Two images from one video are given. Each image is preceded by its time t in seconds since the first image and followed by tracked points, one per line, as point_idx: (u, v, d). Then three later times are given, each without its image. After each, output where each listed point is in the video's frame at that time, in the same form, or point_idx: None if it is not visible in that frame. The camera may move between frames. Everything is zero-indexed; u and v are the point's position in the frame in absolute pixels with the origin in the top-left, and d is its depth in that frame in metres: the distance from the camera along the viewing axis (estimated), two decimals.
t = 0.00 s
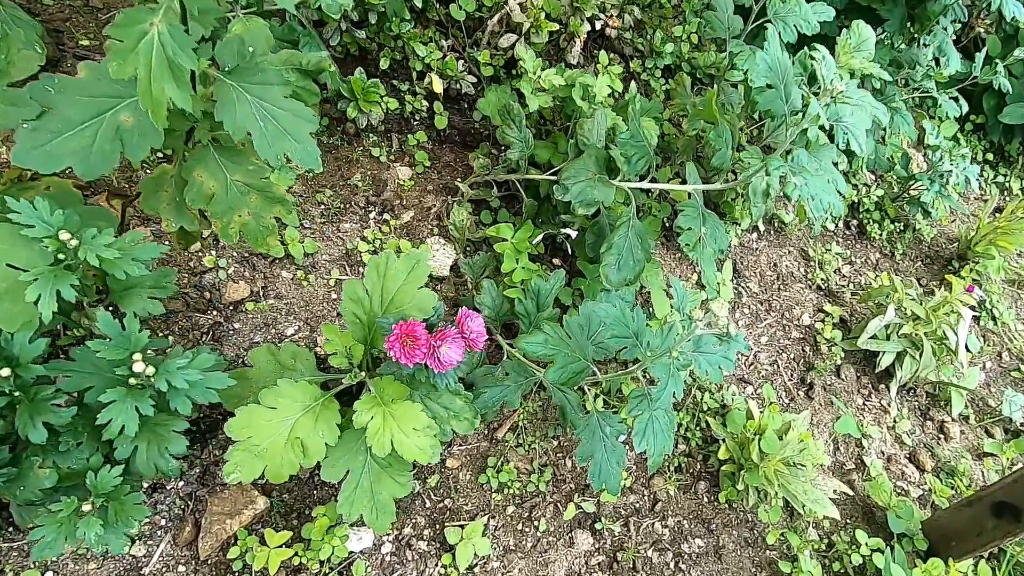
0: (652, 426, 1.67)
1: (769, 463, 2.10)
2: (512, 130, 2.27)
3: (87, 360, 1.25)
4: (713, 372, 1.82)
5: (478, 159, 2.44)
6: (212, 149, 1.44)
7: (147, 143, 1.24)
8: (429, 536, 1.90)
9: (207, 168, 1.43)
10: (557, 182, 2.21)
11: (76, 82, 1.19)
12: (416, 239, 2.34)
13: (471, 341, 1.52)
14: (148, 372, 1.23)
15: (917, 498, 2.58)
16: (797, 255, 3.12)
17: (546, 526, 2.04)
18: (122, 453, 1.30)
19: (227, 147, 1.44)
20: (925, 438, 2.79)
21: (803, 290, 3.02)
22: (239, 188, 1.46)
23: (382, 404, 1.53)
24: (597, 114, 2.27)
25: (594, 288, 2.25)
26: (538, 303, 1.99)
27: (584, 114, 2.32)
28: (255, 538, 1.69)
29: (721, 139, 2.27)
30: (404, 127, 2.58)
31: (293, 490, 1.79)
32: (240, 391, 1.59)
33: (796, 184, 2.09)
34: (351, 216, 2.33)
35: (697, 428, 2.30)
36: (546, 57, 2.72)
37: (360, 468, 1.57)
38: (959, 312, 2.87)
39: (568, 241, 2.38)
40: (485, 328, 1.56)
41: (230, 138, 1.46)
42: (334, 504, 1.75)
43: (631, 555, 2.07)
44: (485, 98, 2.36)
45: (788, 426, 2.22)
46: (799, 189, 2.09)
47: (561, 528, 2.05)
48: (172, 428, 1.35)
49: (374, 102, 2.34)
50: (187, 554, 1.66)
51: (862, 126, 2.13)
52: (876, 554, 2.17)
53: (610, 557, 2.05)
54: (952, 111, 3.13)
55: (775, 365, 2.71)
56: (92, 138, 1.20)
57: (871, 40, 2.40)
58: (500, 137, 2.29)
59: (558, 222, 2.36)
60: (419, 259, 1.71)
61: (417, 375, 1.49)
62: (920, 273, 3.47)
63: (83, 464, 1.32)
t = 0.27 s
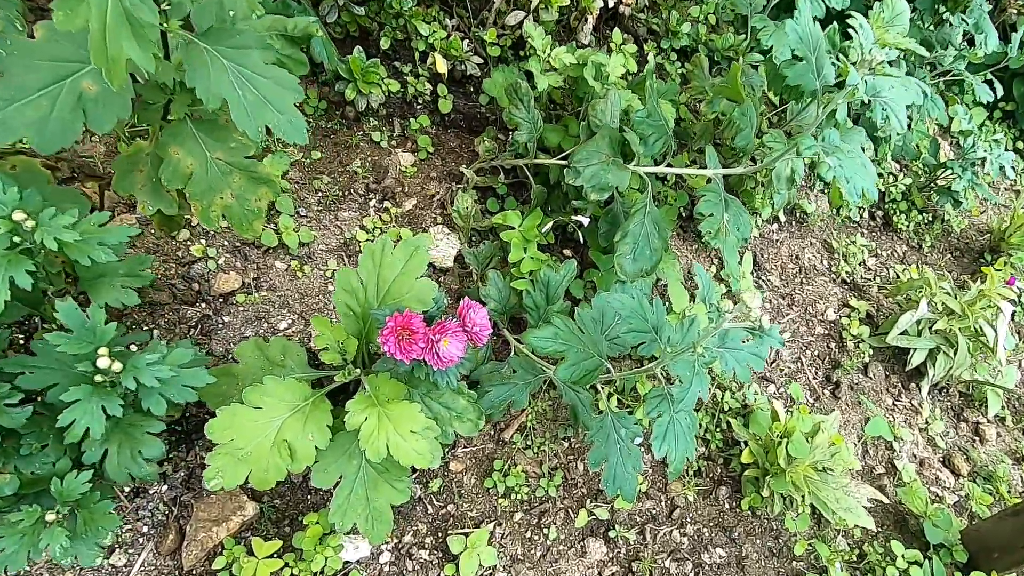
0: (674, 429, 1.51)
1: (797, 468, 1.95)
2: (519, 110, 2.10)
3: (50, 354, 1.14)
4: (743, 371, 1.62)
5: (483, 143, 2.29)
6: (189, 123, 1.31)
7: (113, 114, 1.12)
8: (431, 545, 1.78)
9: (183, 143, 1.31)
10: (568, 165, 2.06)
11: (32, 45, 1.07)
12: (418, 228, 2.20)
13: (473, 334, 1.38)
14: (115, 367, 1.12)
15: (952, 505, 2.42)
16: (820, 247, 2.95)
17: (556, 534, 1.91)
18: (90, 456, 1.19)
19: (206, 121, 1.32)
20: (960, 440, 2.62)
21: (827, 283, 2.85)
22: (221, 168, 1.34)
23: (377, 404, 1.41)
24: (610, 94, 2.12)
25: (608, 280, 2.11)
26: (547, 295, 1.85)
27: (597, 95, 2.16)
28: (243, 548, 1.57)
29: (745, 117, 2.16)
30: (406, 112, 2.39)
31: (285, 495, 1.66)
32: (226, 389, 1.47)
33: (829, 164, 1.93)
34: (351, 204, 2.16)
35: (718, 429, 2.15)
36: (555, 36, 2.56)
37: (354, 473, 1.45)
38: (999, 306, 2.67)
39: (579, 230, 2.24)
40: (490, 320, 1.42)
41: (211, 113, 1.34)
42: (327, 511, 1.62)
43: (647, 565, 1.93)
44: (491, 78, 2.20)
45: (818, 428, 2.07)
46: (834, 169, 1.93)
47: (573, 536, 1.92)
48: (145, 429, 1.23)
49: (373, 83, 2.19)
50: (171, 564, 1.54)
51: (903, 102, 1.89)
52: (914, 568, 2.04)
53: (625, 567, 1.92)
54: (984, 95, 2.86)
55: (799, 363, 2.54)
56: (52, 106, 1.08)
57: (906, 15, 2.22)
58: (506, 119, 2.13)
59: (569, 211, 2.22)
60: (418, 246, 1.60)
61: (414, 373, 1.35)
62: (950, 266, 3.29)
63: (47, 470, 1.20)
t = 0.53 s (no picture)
0: (700, 437, 1.41)
1: (828, 475, 1.85)
2: (530, 95, 1.99)
3: (21, 355, 1.05)
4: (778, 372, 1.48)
5: (492, 130, 2.17)
6: (174, 102, 1.21)
7: (87, 93, 1.03)
8: (437, 555, 1.68)
9: (168, 126, 1.21)
10: (583, 153, 1.94)
11: None
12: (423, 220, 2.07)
13: (482, 334, 1.27)
14: (89, 369, 1.02)
15: (988, 513, 2.29)
16: (844, 241, 2.78)
17: (570, 543, 1.80)
18: (67, 466, 1.10)
19: (191, 101, 1.22)
20: (994, 444, 2.49)
21: (852, 279, 2.70)
22: (209, 152, 1.24)
23: (379, 409, 1.30)
24: (627, 78, 2.00)
25: (624, 275, 1.99)
26: (561, 291, 1.74)
27: (613, 80, 2.04)
28: (237, 561, 1.47)
29: (773, 99, 2.04)
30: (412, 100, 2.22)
31: (283, 503, 1.56)
32: (218, 391, 1.38)
33: (869, 149, 1.80)
34: (353, 195, 2.03)
35: (740, 432, 2.03)
36: (567, 19, 2.43)
37: (355, 483, 1.35)
38: None
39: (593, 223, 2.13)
40: (501, 318, 1.31)
41: (199, 93, 1.25)
42: (327, 521, 1.52)
43: None
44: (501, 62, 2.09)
45: (852, 432, 1.95)
46: (874, 155, 1.80)
47: (587, 546, 1.81)
48: (127, 436, 1.13)
49: (377, 67, 2.07)
50: None
51: (946, 84, 1.74)
52: None
53: None
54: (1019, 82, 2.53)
55: (823, 363, 2.41)
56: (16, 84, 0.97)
57: None
58: (517, 105, 2.01)
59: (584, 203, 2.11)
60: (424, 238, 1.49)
61: (418, 376, 1.24)
62: (980, 259, 3.10)
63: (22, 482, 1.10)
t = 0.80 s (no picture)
0: (728, 438, 1.34)
1: (861, 476, 1.78)
2: (544, 79, 1.90)
3: (8, 351, 0.99)
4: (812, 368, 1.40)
5: (504, 116, 2.08)
6: (170, 82, 1.15)
7: (73, 70, 0.97)
8: (449, 558, 1.62)
9: (164, 107, 1.15)
10: (600, 139, 1.85)
11: None
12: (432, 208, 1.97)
13: (498, 327, 1.20)
14: (78, 364, 0.96)
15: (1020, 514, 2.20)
16: (865, 232, 2.57)
17: (588, 546, 1.73)
18: (59, 467, 1.04)
19: (188, 81, 1.16)
20: None
21: (875, 273, 2.52)
22: (207, 134, 1.17)
23: (389, 407, 1.23)
24: (645, 60, 1.91)
25: (642, 267, 1.91)
26: (578, 283, 1.67)
27: (630, 63, 1.95)
28: (241, 565, 1.41)
29: (803, 80, 2.00)
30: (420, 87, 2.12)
31: (288, 504, 1.49)
32: (220, 388, 1.31)
33: (908, 130, 1.74)
34: (360, 184, 1.93)
35: (764, 431, 1.94)
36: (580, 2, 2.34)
37: (364, 485, 1.28)
38: None
39: (609, 213, 2.04)
40: (518, 311, 1.24)
41: (196, 72, 1.18)
42: (334, 524, 1.45)
43: None
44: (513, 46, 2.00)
45: (885, 431, 1.87)
46: (914, 136, 1.74)
47: (605, 548, 1.74)
48: (122, 436, 1.07)
49: (384, 50, 1.98)
50: None
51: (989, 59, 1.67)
52: None
53: None
54: None
55: (848, 358, 2.30)
56: None
57: None
58: (530, 89, 1.92)
59: (599, 191, 2.02)
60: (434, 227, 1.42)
61: (430, 371, 1.17)
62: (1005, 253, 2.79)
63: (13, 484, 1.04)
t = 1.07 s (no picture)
0: (755, 431, 1.30)
1: (887, 472, 1.74)
2: (560, 66, 1.85)
3: (15, 344, 0.97)
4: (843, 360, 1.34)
5: (517, 105, 2.03)
6: (179, 67, 1.12)
7: (79, 52, 0.94)
8: (465, 555, 1.59)
9: (173, 92, 1.12)
10: (617, 126, 1.81)
11: None
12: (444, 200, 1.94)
13: (517, 318, 1.17)
14: (86, 357, 0.94)
15: None
16: (885, 224, 2.42)
17: (605, 542, 1.69)
18: (69, 463, 1.01)
19: (197, 65, 1.13)
20: None
21: (896, 265, 2.38)
22: (218, 120, 1.14)
23: (405, 401, 1.20)
24: (662, 45, 1.86)
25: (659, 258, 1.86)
26: (595, 274, 1.63)
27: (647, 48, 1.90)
28: (254, 561, 1.39)
29: (828, 63, 1.92)
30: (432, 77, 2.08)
31: (302, 500, 1.47)
32: (232, 381, 1.28)
33: (939, 113, 1.67)
34: (371, 175, 1.89)
35: (786, 425, 1.87)
36: None
37: (379, 481, 1.25)
38: None
39: (624, 203, 1.99)
40: (537, 301, 1.21)
41: (206, 56, 1.15)
42: (349, 520, 1.42)
43: None
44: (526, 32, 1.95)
45: (912, 425, 1.82)
46: (945, 119, 1.67)
47: (623, 545, 1.70)
48: (132, 430, 1.04)
49: (395, 38, 1.93)
50: None
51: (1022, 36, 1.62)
52: None
53: None
54: None
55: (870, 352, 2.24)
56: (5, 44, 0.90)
57: None
58: (545, 76, 1.88)
59: (614, 181, 1.98)
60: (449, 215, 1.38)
61: (448, 364, 1.14)
62: None
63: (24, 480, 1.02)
